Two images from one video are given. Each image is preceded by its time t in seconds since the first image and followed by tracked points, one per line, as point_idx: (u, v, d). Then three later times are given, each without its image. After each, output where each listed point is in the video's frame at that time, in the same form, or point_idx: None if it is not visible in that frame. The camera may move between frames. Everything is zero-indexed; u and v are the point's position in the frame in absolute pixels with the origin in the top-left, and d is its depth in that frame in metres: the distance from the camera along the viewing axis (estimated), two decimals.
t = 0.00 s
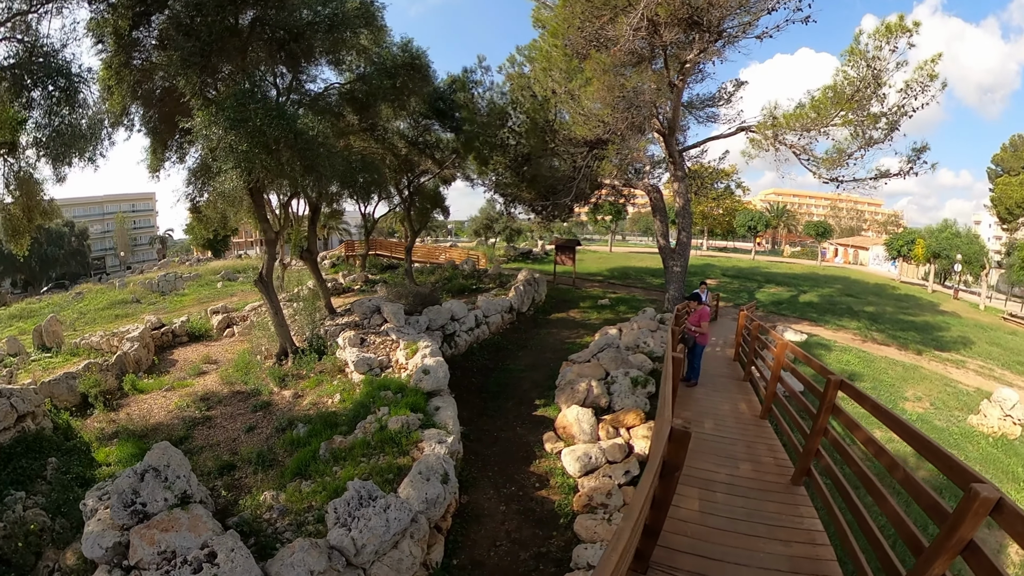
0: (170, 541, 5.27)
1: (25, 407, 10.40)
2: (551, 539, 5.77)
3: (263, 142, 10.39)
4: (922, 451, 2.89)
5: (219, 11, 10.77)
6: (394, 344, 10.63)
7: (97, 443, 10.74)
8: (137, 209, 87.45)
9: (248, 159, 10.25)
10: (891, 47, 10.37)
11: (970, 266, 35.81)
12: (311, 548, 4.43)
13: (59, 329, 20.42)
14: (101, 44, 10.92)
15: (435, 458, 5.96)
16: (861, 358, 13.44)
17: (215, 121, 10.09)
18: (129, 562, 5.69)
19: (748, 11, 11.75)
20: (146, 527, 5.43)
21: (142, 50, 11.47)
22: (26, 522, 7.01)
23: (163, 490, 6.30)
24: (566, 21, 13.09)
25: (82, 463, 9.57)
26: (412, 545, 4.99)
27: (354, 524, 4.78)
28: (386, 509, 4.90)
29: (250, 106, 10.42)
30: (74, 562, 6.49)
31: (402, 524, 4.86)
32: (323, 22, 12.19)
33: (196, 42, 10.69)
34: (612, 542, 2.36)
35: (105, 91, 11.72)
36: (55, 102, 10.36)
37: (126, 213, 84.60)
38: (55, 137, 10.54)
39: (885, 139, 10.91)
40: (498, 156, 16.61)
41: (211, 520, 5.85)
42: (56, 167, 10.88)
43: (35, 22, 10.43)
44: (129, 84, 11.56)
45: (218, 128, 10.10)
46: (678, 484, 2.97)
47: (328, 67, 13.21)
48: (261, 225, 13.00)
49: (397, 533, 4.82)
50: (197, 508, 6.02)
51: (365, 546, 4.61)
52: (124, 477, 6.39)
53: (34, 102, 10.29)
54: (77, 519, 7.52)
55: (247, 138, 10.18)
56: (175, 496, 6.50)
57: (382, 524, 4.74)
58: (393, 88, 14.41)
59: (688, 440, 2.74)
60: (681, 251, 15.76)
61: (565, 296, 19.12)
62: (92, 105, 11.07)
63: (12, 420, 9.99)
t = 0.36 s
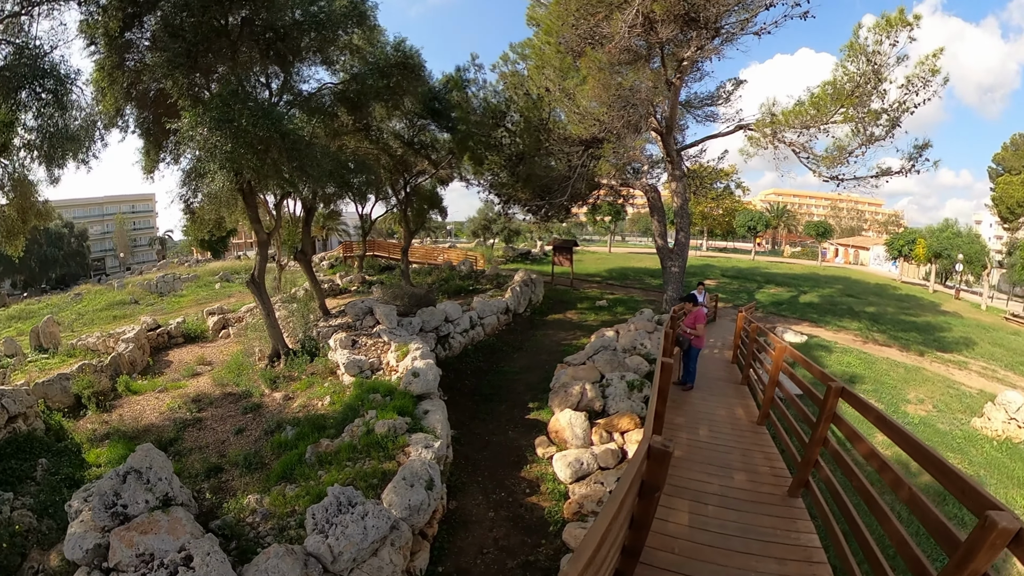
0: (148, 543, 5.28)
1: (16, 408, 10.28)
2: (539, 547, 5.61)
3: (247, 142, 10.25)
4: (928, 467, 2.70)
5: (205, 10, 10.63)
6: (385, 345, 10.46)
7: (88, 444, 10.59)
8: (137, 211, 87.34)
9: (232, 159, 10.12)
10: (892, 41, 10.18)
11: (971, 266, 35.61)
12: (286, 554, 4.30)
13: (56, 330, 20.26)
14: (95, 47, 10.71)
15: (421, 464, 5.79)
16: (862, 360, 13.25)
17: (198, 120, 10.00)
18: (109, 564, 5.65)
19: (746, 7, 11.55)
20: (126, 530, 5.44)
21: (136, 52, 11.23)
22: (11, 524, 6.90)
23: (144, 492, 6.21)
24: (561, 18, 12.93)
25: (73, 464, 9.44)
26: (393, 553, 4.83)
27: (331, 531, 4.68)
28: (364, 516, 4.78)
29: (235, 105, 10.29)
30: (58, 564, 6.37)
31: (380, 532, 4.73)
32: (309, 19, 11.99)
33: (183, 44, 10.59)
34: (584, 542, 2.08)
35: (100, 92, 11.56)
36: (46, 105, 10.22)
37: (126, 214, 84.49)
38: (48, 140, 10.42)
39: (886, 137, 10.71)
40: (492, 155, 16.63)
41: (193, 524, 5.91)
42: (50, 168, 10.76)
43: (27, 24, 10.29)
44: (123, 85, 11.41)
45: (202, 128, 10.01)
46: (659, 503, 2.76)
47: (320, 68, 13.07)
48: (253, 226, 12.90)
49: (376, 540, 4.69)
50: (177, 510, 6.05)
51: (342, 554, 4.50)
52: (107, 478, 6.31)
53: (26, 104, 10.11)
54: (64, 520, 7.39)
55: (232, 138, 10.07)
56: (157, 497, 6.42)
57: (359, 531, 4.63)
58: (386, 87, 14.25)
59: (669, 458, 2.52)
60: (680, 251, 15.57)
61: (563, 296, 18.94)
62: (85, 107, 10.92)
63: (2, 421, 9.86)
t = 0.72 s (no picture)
0: (131, 548, 5.17)
1: (7, 409, 10.15)
2: (533, 555, 5.46)
3: (234, 139, 10.09)
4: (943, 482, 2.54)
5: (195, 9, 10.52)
6: (380, 347, 10.32)
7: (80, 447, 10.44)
8: (137, 211, 87.20)
9: (220, 157, 9.99)
10: (894, 37, 10.02)
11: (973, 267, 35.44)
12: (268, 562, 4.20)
13: (54, 330, 20.08)
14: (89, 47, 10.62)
15: (413, 469, 5.64)
16: (865, 361, 13.08)
17: (186, 118, 9.88)
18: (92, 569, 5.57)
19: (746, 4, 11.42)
20: (110, 534, 5.33)
21: (131, 52, 11.13)
22: None
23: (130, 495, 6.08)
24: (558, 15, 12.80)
25: (64, 466, 9.28)
26: (380, 561, 4.73)
27: (316, 539, 4.56)
28: (349, 523, 4.66)
29: (224, 104, 10.17)
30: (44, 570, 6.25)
31: (366, 540, 4.64)
32: (296, 16, 11.79)
33: (173, 43, 10.47)
34: (571, 560, 1.92)
35: (94, 91, 11.45)
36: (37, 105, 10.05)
37: (126, 214, 84.37)
38: (41, 140, 10.33)
39: (889, 134, 10.54)
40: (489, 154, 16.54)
41: (181, 527, 5.78)
42: (42, 168, 10.67)
43: (20, 23, 10.13)
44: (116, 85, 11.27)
45: (189, 126, 9.88)
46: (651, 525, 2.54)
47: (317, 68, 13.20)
48: (247, 227, 12.78)
49: (361, 549, 4.57)
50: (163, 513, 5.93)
51: (326, 562, 4.41)
52: (92, 480, 6.18)
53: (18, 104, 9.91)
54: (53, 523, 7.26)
55: (221, 136, 9.93)
56: (143, 501, 6.27)
57: (343, 540, 4.51)
58: (382, 86, 14.13)
59: (661, 480, 2.30)
60: (680, 251, 15.39)
61: (562, 297, 18.77)
62: (78, 107, 10.80)
63: None
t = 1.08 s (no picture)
0: (103, 556, 5.12)
1: None
2: (528, 567, 5.23)
3: (220, 133, 10.00)
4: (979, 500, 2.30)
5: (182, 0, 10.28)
6: (372, 347, 10.08)
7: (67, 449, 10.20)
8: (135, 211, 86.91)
9: (204, 150, 9.91)
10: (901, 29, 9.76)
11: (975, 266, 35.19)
12: None
13: (48, 330, 19.82)
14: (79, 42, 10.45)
15: (400, 477, 5.43)
16: (869, 362, 12.82)
17: (171, 110, 9.68)
18: None
19: None
20: (82, 541, 5.29)
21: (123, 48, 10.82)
22: None
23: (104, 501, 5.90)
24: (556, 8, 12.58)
25: (50, 468, 9.04)
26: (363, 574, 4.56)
27: (293, 552, 4.53)
28: (327, 536, 4.55)
29: (210, 94, 10.01)
30: None
31: (345, 554, 4.48)
32: (284, 8, 11.47)
33: (161, 36, 10.28)
34: None
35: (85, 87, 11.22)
36: (25, 101, 9.76)
37: (125, 214, 84.04)
38: (32, 137, 10.13)
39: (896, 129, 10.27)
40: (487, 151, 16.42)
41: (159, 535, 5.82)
42: (34, 164, 10.50)
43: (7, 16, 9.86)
44: (107, 80, 11.05)
45: (174, 118, 9.69)
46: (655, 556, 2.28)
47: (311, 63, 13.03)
48: (238, 224, 12.62)
49: (340, 562, 4.44)
50: (140, 521, 5.74)
51: None
52: (66, 485, 6.00)
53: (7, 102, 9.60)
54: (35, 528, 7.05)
55: (205, 129, 9.78)
56: (120, 506, 6.07)
57: (321, 554, 4.42)
58: (377, 81, 13.89)
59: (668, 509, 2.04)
60: (681, 250, 15.13)
61: (562, 297, 18.50)
62: (70, 103, 10.56)
63: None
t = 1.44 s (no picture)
0: (79, 563, 5.00)
1: None
2: None
3: (207, 131, 10.02)
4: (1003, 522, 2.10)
5: None
6: (365, 350, 9.91)
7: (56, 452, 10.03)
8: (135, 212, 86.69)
9: (190, 150, 10.02)
10: (906, 23, 9.54)
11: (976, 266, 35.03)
12: None
13: (44, 331, 19.63)
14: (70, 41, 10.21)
15: (387, 485, 5.34)
16: (872, 364, 12.63)
17: (158, 108, 9.74)
18: None
19: None
20: (60, 548, 5.18)
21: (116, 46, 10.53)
22: None
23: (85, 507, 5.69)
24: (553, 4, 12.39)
25: (38, 471, 8.84)
26: None
27: (271, 563, 4.41)
28: (307, 548, 4.44)
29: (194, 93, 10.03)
30: None
31: (324, 568, 4.37)
32: (276, 4, 11.23)
33: (149, 33, 10.15)
34: None
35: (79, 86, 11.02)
36: (9, 99, 9.55)
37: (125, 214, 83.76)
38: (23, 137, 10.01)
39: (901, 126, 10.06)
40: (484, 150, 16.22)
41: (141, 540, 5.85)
42: (24, 164, 10.38)
43: None
44: (100, 79, 10.79)
45: (161, 117, 9.77)
46: None
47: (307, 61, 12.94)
48: (230, 223, 12.54)
49: None
50: (120, 529, 5.57)
51: None
52: (46, 491, 5.77)
53: None
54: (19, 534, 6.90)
55: (190, 127, 9.80)
56: (100, 513, 5.86)
57: (299, 567, 4.31)
58: (372, 80, 13.71)
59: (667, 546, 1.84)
60: (681, 250, 14.94)
61: (561, 297, 18.30)
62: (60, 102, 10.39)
63: None
